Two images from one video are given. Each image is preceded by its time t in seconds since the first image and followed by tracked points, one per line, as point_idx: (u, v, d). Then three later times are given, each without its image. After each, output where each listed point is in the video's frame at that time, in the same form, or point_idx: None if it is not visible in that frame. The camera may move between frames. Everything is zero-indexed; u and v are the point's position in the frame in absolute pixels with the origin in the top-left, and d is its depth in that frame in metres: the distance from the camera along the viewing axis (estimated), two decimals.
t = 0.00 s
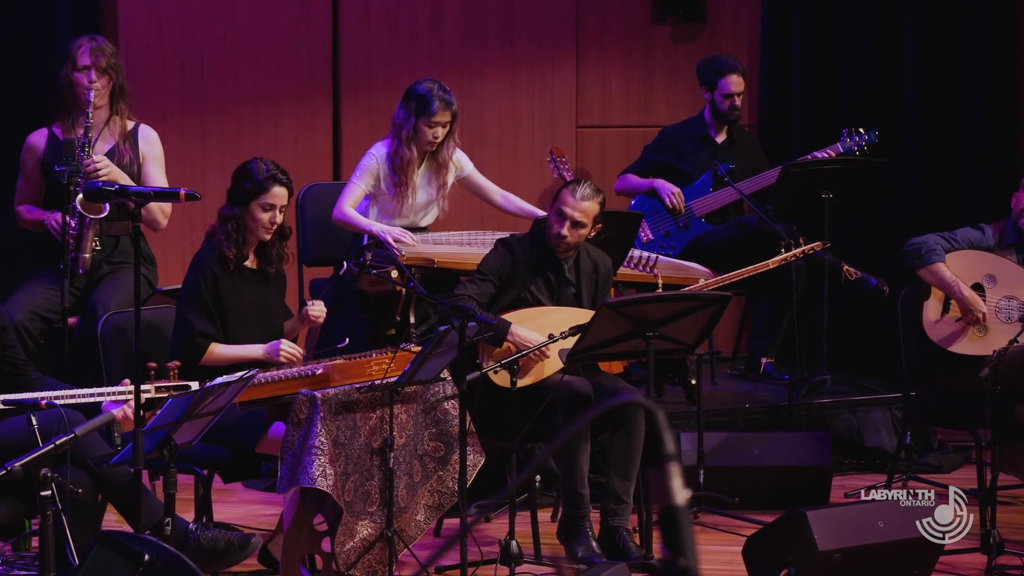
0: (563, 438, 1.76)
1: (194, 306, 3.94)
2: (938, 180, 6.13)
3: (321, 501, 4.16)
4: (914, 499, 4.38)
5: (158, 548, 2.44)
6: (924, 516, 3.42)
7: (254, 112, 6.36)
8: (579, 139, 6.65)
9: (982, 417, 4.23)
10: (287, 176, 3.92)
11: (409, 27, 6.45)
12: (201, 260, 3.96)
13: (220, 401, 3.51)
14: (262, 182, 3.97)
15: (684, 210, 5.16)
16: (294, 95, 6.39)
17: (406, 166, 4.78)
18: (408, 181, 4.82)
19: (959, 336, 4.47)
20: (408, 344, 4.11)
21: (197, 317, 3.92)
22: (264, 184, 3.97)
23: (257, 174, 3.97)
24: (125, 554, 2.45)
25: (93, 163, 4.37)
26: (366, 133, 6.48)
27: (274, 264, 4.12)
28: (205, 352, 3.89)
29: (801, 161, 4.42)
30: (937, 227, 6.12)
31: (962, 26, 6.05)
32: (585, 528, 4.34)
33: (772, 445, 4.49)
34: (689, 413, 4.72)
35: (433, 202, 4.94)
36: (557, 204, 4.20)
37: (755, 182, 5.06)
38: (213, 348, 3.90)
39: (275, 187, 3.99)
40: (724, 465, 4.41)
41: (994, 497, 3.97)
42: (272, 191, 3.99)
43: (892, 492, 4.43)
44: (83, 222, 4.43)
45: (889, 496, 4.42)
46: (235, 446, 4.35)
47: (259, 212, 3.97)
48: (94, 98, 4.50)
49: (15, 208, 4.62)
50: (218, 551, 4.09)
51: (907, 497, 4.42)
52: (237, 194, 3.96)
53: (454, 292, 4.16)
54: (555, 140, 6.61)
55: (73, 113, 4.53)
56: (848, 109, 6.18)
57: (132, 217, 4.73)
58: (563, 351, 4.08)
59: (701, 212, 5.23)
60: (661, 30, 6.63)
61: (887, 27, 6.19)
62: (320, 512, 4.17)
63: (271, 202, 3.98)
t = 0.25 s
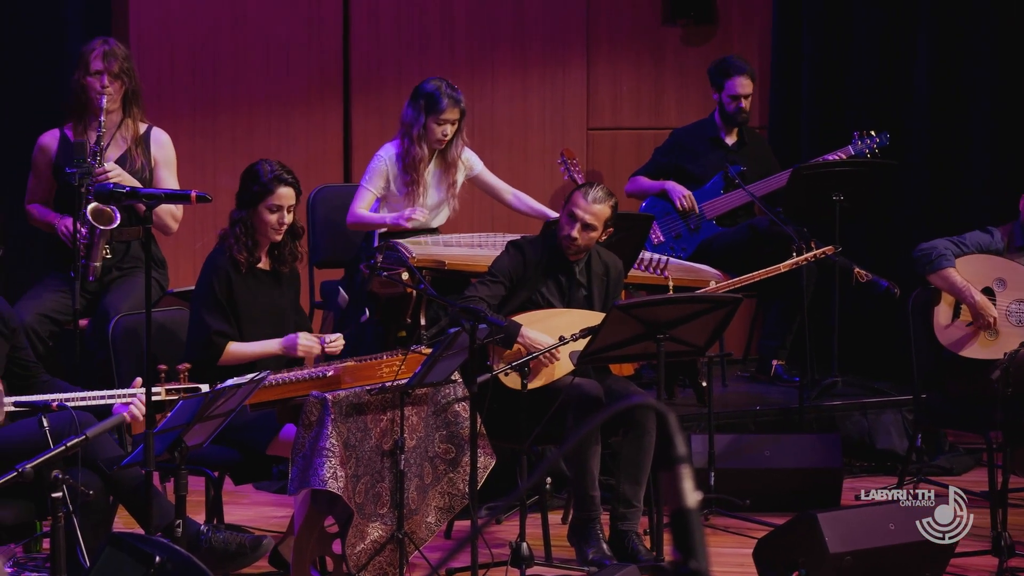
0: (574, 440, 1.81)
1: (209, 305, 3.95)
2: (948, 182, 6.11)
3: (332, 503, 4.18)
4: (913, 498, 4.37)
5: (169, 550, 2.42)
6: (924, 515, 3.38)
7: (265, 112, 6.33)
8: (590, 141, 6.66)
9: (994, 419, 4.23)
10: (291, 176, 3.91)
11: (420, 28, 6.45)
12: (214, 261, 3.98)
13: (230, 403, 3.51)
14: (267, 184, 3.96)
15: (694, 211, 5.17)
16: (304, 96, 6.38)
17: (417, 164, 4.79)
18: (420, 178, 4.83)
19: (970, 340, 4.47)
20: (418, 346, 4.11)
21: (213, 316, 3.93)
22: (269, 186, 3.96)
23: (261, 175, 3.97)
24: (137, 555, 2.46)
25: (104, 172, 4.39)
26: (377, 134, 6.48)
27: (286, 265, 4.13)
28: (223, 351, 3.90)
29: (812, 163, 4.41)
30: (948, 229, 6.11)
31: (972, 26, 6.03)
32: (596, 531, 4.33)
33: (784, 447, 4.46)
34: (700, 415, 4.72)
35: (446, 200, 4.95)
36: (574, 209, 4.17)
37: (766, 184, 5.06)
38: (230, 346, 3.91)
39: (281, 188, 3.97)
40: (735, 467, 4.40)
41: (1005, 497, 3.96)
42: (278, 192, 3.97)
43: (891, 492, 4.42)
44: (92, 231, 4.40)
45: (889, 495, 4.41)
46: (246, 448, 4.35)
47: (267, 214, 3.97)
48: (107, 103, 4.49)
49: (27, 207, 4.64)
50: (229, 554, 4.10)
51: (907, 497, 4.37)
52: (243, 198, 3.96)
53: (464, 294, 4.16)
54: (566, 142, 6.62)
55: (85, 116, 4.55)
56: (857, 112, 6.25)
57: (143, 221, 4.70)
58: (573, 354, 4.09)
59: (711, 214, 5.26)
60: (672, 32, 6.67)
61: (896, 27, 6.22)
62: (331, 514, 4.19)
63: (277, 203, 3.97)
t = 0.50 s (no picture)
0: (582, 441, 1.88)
1: (217, 308, 3.95)
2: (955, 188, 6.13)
3: (341, 505, 4.19)
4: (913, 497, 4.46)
5: (179, 551, 2.48)
6: (924, 515, 3.35)
7: (274, 115, 6.34)
8: (599, 142, 6.68)
9: (1004, 421, 4.23)
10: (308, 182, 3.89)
11: (429, 31, 6.45)
12: (223, 263, 3.98)
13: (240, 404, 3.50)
14: (284, 188, 3.94)
15: (703, 214, 5.21)
16: (314, 98, 6.38)
17: (424, 164, 4.79)
18: (427, 180, 4.83)
19: (977, 347, 4.46)
20: (427, 348, 4.11)
21: (220, 320, 3.94)
22: (287, 189, 3.93)
23: (279, 179, 3.95)
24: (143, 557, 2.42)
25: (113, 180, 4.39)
26: (386, 137, 6.48)
27: (296, 268, 4.13)
28: (228, 355, 3.90)
29: (822, 165, 4.41)
30: (957, 231, 6.13)
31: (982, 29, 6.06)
32: (605, 533, 4.33)
33: (793, 449, 4.45)
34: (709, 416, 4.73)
35: (455, 201, 4.93)
36: (594, 221, 4.12)
37: (775, 184, 5.07)
38: (236, 349, 3.92)
39: (298, 192, 3.95)
40: (744, 469, 4.41)
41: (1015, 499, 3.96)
42: (294, 196, 3.96)
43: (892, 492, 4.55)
44: (102, 245, 4.39)
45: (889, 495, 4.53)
46: (255, 449, 4.35)
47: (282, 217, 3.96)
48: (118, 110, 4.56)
49: (36, 205, 4.69)
50: (239, 555, 4.10)
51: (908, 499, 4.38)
52: (259, 199, 3.95)
53: (472, 295, 4.15)
54: (575, 144, 6.63)
55: (97, 123, 4.59)
56: (868, 114, 6.19)
57: (152, 228, 4.68)
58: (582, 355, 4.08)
59: (720, 216, 5.26)
60: (681, 34, 6.68)
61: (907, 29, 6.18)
62: (340, 516, 4.20)
63: (294, 206, 3.96)
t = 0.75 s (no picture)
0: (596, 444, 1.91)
1: (230, 311, 3.96)
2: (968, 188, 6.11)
3: (353, 507, 4.19)
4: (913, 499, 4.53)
5: (191, 553, 2.39)
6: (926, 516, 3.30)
7: (286, 117, 6.34)
8: (611, 143, 6.66)
9: (1017, 423, 4.22)
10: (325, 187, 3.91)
11: (441, 32, 6.46)
12: (234, 265, 3.98)
13: (251, 406, 3.50)
14: (301, 192, 3.96)
15: (714, 216, 5.27)
16: (326, 99, 6.38)
17: (436, 167, 4.80)
18: (439, 183, 4.84)
19: (985, 352, 4.44)
20: (438, 349, 4.12)
21: (232, 321, 3.95)
22: (305, 193, 3.96)
23: (297, 183, 3.96)
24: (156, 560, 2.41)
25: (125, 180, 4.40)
26: (397, 138, 6.49)
27: (308, 272, 4.12)
28: (243, 355, 3.90)
29: (832, 167, 4.44)
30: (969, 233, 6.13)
31: (994, 31, 6.05)
32: (616, 535, 4.33)
33: (804, 451, 4.47)
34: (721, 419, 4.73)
35: (467, 203, 4.94)
36: (614, 234, 4.12)
37: (788, 187, 5.10)
38: (249, 349, 3.92)
39: (316, 197, 3.98)
40: (756, 470, 4.41)
41: None
42: (313, 200, 3.98)
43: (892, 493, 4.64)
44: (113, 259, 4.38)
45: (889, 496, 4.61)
46: (266, 451, 4.35)
47: (298, 221, 3.96)
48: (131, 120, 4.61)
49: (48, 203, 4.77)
50: (250, 557, 4.10)
51: (910, 499, 4.50)
52: (276, 201, 3.94)
53: (484, 297, 4.16)
54: (586, 145, 6.62)
55: (111, 133, 4.65)
56: (881, 115, 6.19)
57: (163, 236, 4.69)
58: (593, 358, 4.07)
59: (731, 218, 5.30)
60: (693, 36, 6.68)
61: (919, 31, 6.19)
62: (351, 518, 4.22)
63: (310, 211, 3.97)
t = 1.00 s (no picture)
0: (604, 445, 1.86)
1: (246, 310, 3.95)
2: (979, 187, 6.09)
3: (362, 508, 4.14)
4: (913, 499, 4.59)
5: (199, 554, 2.55)
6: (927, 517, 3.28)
7: (295, 118, 6.34)
8: (620, 145, 6.68)
9: None
10: (331, 187, 3.89)
11: (451, 34, 6.46)
12: (245, 266, 3.97)
13: (261, 407, 3.46)
14: (307, 193, 3.95)
15: (724, 218, 5.27)
16: (335, 101, 6.39)
17: (447, 170, 4.81)
18: (450, 185, 4.84)
19: (991, 357, 4.46)
20: (449, 351, 4.09)
21: (251, 321, 3.95)
22: (309, 194, 3.95)
23: (302, 183, 3.95)
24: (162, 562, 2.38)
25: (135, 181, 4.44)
26: (407, 140, 6.49)
27: (317, 273, 4.11)
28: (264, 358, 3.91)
29: (841, 168, 4.44)
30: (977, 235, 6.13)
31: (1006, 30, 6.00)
32: (625, 536, 4.33)
33: (815, 453, 4.50)
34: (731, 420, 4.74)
35: (477, 205, 4.95)
36: (626, 235, 4.10)
37: (798, 188, 5.14)
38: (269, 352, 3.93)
39: (321, 198, 3.95)
40: (765, 472, 4.42)
41: None
42: (318, 201, 3.97)
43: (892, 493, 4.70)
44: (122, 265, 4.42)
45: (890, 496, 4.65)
46: (277, 452, 4.32)
47: (304, 221, 3.95)
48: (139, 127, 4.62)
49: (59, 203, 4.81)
50: (258, 558, 4.03)
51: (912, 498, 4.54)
52: (281, 203, 3.94)
53: (494, 299, 4.17)
54: (596, 147, 6.63)
55: (122, 135, 4.66)
56: (891, 116, 6.19)
57: (172, 240, 4.67)
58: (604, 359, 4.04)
59: (742, 219, 5.33)
60: (703, 37, 6.66)
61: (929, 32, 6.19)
62: (360, 519, 4.15)
63: (315, 212, 3.95)
